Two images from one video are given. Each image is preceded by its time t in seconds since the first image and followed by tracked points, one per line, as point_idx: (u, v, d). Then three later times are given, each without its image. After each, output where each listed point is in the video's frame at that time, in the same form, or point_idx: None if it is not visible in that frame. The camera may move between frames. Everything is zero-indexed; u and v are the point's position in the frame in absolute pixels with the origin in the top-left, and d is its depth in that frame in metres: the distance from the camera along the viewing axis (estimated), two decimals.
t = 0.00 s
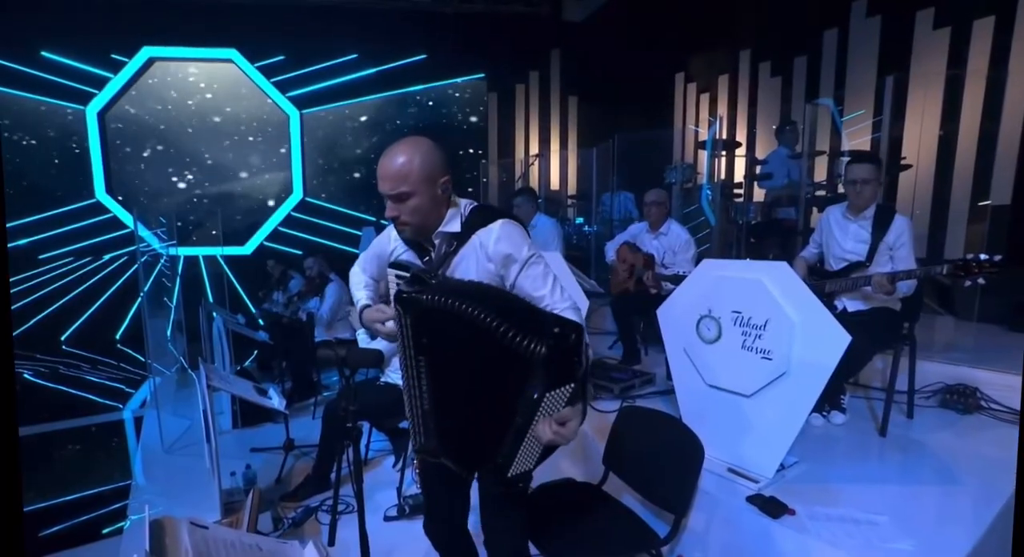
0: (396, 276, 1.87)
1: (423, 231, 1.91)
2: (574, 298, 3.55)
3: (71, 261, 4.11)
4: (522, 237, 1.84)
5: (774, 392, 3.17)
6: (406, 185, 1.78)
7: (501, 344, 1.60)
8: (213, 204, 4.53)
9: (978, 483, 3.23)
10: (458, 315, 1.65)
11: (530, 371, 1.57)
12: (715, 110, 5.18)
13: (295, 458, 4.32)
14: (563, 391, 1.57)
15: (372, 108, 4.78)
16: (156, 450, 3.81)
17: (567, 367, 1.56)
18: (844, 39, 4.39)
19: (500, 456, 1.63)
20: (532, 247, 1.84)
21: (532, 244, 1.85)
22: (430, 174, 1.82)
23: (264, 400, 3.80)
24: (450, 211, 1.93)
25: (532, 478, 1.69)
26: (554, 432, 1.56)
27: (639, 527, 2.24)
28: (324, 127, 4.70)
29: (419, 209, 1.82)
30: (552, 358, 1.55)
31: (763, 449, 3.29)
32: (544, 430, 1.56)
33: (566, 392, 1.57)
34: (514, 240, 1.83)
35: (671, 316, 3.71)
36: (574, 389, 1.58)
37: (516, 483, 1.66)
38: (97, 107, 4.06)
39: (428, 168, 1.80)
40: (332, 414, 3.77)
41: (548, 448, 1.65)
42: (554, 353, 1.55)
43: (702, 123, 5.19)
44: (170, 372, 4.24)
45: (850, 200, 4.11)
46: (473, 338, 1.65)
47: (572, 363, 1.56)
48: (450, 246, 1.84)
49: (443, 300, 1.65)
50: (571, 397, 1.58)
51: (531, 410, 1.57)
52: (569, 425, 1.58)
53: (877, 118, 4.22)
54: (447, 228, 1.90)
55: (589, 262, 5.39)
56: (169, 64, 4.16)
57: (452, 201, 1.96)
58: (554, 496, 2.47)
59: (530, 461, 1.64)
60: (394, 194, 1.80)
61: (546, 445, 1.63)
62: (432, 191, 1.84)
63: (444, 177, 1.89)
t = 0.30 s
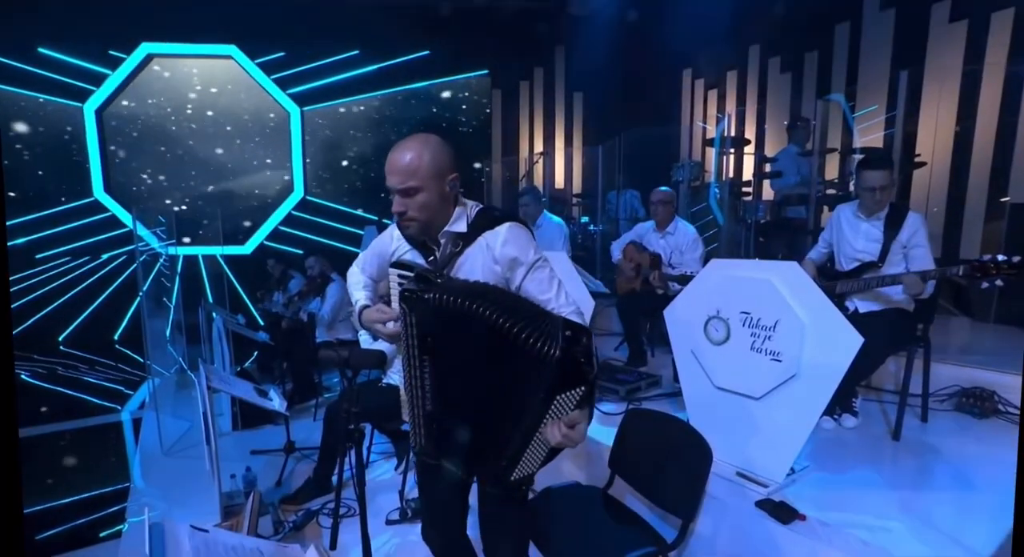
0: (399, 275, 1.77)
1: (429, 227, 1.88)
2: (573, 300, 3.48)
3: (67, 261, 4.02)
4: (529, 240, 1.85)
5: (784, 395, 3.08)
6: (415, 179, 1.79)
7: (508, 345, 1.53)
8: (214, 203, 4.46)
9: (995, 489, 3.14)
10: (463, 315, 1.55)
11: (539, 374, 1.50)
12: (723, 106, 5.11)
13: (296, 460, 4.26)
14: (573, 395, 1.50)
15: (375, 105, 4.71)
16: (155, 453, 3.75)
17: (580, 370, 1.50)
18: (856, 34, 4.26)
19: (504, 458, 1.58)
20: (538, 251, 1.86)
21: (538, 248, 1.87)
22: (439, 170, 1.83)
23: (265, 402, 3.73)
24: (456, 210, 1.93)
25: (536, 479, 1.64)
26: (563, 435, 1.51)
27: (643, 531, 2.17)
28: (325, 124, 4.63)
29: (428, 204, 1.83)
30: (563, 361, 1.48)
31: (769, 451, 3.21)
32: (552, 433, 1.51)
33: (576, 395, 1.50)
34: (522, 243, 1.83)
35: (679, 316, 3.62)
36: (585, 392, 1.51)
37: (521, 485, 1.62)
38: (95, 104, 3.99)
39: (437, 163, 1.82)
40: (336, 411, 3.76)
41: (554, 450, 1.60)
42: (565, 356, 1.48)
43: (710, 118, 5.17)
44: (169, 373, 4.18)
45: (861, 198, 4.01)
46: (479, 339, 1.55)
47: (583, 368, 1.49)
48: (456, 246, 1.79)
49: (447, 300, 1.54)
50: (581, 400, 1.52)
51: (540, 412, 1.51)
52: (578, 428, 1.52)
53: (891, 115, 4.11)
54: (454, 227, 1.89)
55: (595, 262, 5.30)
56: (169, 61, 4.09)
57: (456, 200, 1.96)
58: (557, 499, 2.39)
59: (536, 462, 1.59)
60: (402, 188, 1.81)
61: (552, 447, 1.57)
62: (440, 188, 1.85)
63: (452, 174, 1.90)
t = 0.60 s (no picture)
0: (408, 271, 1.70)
1: (442, 217, 1.82)
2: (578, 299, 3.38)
3: (64, 260, 3.95)
4: (546, 245, 1.76)
5: (796, 399, 2.97)
6: (429, 167, 1.74)
7: (497, 338, 1.43)
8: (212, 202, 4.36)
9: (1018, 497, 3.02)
10: (458, 308, 1.48)
11: (529, 370, 1.38)
12: (734, 102, 4.94)
13: (297, 464, 4.17)
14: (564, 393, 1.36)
15: (377, 102, 4.61)
16: (154, 456, 3.68)
17: (571, 366, 1.35)
18: (873, 25, 4.11)
19: (493, 469, 1.42)
20: (556, 257, 1.77)
21: (555, 254, 1.78)
22: (456, 160, 1.78)
23: (266, 405, 3.65)
24: (472, 208, 1.89)
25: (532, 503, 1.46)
26: (552, 440, 1.35)
27: (654, 539, 2.06)
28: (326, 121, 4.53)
29: (442, 193, 1.77)
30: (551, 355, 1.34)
31: (780, 457, 3.09)
32: (540, 435, 1.36)
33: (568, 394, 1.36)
34: (539, 248, 1.74)
35: (688, 317, 3.49)
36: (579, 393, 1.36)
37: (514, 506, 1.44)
38: (92, 101, 3.94)
39: (453, 153, 1.76)
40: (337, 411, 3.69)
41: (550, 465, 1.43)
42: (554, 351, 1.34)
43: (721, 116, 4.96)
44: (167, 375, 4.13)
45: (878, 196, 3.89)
46: (471, 334, 1.47)
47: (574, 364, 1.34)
48: (469, 245, 1.71)
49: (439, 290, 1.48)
50: (575, 403, 1.37)
51: (528, 413, 1.37)
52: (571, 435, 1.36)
53: (909, 109, 3.96)
54: (468, 225, 1.85)
55: (602, 262, 5.21)
56: (167, 57, 4.02)
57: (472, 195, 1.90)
58: (564, 503, 2.29)
59: (528, 478, 1.42)
60: (416, 176, 1.76)
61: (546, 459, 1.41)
62: (456, 178, 1.80)
63: (469, 165, 1.84)
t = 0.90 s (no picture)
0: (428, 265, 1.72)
1: (465, 207, 1.75)
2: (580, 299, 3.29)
3: (61, 259, 3.89)
4: (568, 242, 1.70)
5: (808, 403, 2.88)
6: (452, 153, 1.68)
7: (447, 297, 1.44)
8: (208, 201, 4.27)
9: None
10: (421, 290, 1.53)
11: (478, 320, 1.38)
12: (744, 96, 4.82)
13: (298, 467, 4.09)
14: (507, 327, 1.33)
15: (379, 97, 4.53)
16: (151, 459, 3.62)
17: (511, 298, 1.32)
18: (889, 19, 4.05)
19: (476, 437, 1.37)
20: (577, 254, 1.70)
21: (578, 252, 1.71)
22: (481, 148, 1.71)
23: (267, 406, 3.58)
24: (494, 203, 1.78)
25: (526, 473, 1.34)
26: (498, 382, 1.29)
27: (663, 548, 1.93)
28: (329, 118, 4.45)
29: (465, 180, 1.71)
30: (488, 292, 1.34)
31: (792, 459, 3.01)
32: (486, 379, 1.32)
33: (512, 327, 1.33)
34: (558, 245, 1.69)
35: (698, 318, 3.38)
36: (525, 328, 1.31)
37: (507, 489, 1.34)
38: (88, 97, 3.86)
39: (478, 141, 1.69)
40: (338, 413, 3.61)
41: (532, 429, 1.31)
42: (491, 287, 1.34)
43: (730, 111, 4.85)
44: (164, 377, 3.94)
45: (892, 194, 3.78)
46: (435, 311, 1.49)
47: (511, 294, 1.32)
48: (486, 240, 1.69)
49: (417, 277, 1.55)
50: (523, 336, 1.31)
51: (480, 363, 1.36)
52: (519, 372, 1.28)
53: (927, 105, 3.86)
54: (488, 219, 1.76)
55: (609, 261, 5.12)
56: (164, 53, 3.93)
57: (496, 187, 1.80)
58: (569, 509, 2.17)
59: (509, 445, 1.34)
60: (438, 161, 1.70)
61: (517, 416, 1.33)
62: (481, 167, 1.73)
63: (495, 155, 1.77)
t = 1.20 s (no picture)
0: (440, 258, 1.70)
1: (478, 203, 1.66)
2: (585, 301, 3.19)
3: (54, 259, 3.83)
4: (580, 233, 1.57)
5: (823, 406, 2.75)
6: (463, 146, 1.59)
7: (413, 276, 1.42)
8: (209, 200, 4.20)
9: None
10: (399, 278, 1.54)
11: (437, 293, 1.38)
12: (754, 93, 4.69)
13: (297, 471, 3.99)
14: (460, 297, 1.32)
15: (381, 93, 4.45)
16: (146, 463, 3.52)
17: (464, 275, 1.31)
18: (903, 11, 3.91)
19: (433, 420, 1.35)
20: (589, 245, 1.58)
21: (590, 242, 1.59)
22: (495, 140, 1.61)
23: (265, 409, 3.49)
24: (510, 196, 1.66)
25: (481, 457, 1.30)
26: (440, 350, 1.25)
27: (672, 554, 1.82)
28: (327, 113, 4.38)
29: (477, 174, 1.61)
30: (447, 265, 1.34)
31: (805, 464, 2.88)
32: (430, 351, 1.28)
33: (466, 303, 1.31)
34: (570, 237, 1.57)
35: (706, 319, 3.28)
36: (479, 298, 1.30)
37: (461, 470, 1.30)
38: (82, 93, 3.74)
39: (492, 133, 1.59)
40: (341, 416, 3.56)
41: (483, 402, 1.29)
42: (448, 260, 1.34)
43: (739, 106, 4.80)
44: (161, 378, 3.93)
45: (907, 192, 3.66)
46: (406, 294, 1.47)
47: (467, 267, 1.32)
48: (499, 237, 1.64)
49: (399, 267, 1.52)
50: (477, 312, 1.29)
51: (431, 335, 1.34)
52: (465, 340, 1.25)
53: (944, 99, 3.73)
54: (501, 214, 1.64)
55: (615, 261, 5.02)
56: (158, 47, 3.84)
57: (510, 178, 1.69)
58: (575, 514, 2.04)
59: (462, 419, 1.31)
60: (449, 154, 1.62)
61: (469, 389, 1.30)
62: (494, 160, 1.62)
63: (510, 147, 1.66)
